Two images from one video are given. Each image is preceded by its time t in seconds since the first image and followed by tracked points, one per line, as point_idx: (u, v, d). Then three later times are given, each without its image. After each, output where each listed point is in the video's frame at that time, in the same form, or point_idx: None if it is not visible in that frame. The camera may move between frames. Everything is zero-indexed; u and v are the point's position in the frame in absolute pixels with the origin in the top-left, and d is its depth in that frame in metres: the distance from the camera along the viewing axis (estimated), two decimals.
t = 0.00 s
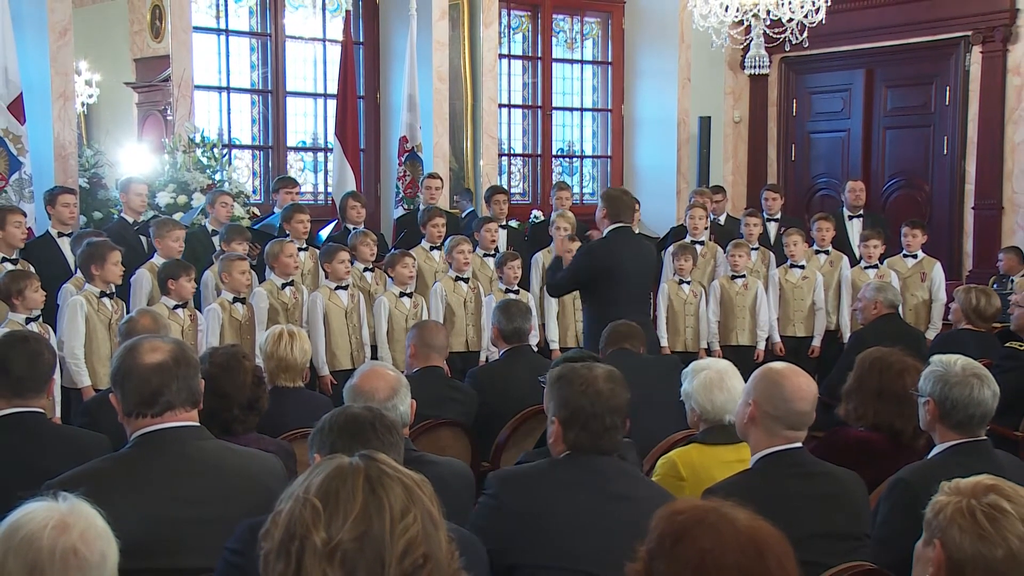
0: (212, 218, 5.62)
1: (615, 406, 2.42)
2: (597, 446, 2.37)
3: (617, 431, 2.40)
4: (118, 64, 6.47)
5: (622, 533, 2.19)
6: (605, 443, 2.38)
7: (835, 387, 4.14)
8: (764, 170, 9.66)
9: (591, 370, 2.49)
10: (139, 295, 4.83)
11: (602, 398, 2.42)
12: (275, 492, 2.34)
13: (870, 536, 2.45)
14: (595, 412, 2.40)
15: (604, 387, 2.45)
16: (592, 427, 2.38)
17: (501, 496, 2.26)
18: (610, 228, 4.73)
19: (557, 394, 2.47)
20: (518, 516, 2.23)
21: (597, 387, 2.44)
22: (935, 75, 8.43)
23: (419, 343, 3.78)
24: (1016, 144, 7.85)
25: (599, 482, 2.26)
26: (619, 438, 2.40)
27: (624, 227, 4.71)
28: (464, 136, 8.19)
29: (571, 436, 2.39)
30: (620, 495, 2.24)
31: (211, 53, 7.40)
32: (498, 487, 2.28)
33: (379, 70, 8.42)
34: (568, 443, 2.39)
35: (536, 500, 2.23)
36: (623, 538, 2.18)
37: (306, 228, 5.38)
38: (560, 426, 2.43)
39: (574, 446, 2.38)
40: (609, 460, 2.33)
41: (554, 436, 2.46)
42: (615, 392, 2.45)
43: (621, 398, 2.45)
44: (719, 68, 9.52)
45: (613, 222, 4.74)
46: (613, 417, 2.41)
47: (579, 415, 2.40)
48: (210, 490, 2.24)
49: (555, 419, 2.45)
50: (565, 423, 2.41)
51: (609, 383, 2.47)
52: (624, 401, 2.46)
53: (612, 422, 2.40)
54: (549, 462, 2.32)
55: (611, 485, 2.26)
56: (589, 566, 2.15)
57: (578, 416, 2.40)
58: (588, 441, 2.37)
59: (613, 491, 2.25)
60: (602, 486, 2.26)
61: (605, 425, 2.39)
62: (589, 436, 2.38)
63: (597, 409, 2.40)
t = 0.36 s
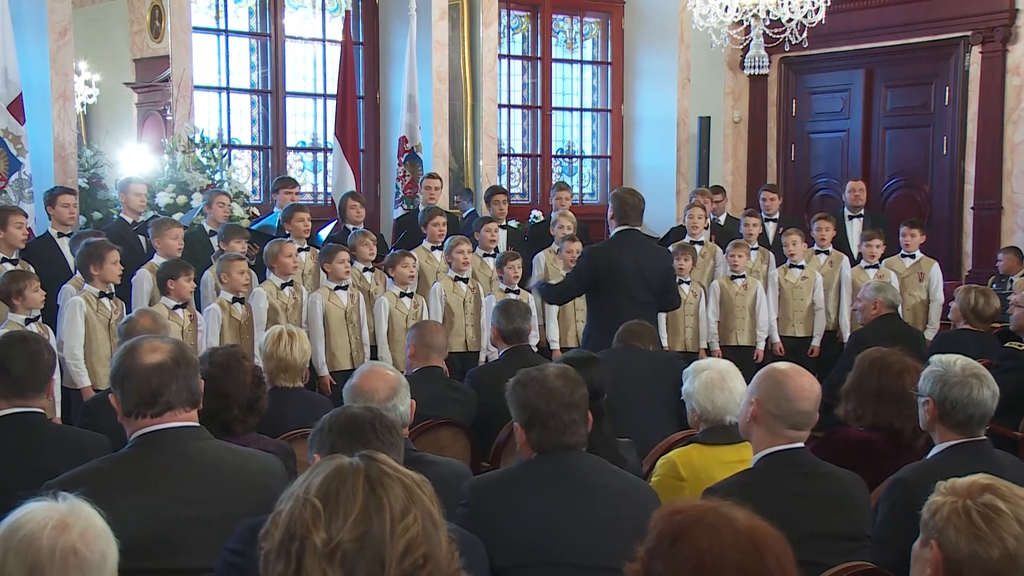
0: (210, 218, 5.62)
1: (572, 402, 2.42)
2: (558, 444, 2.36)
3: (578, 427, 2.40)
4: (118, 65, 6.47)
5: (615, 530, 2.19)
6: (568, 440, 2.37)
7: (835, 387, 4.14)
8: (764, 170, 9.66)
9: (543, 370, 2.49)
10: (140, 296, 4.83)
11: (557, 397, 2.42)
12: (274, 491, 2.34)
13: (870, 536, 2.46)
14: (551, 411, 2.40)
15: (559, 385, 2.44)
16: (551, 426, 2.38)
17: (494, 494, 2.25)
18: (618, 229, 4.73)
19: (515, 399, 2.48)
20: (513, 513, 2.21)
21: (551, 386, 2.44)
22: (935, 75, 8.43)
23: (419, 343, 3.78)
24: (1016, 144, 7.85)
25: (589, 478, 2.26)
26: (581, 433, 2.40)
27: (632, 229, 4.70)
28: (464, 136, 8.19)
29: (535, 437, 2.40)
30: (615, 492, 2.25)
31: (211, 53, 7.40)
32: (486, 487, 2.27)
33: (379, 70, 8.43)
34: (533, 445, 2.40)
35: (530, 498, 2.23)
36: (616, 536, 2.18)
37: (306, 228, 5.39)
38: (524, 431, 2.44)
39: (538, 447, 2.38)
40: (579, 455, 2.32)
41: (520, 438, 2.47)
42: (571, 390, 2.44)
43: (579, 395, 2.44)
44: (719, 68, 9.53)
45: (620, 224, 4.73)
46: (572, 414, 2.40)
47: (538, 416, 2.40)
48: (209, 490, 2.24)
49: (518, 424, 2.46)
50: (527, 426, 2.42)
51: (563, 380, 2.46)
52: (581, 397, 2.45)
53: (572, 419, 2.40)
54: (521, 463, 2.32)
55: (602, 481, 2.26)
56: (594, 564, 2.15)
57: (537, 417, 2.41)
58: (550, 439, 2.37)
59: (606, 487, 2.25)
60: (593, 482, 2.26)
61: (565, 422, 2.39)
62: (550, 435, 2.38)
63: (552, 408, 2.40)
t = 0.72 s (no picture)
0: (210, 218, 5.62)
1: (557, 404, 2.42)
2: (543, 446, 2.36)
3: (565, 428, 2.39)
4: (118, 64, 6.47)
5: (614, 531, 2.19)
6: (555, 441, 2.37)
7: (835, 388, 4.14)
8: (764, 170, 9.66)
9: (528, 373, 2.50)
10: (141, 296, 4.83)
11: (541, 399, 2.42)
12: (274, 491, 2.34)
13: (870, 536, 2.46)
14: (536, 413, 2.40)
15: (545, 388, 2.45)
16: (535, 428, 2.38)
17: (489, 496, 2.25)
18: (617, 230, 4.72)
19: (502, 402, 2.48)
20: (510, 513, 2.21)
21: (535, 388, 2.45)
22: (935, 75, 8.43)
23: (419, 343, 3.78)
24: (1016, 144, 7.85)
25: (585, 477, 2.27)
26: (568, 435, 2.40)
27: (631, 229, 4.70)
28: (464, 135, 8.18)
29: (522, 439, 2.40)
30: (612, 490, 2.25)
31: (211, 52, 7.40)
32: (480, 490, 2.26)
33: (379, 69, 8.42)
34: (520, 447, 2.40)
35: (526, 498, 2.23)
36: (615, 536, 2.19)
37: (306, 228, 5.39)
38: (511, 434, 2.44)
39: (526, 449, 2.38)
40: (567, 454, 2.32)
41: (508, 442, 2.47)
42: (557, 393, 2.44)
43: (564, 398, 2.44)
44: (719, 68, 9.54)
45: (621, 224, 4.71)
46: (558, 416, 2.40)
47: (523, 418, 2.40)
48: (208, 490, 2.24)
49: (505, 427, 2.46)
50: (514, 429, 2.42)
51: (548, 383, 2.46)
52: (566, 400, 2.45)
53: (558, 421, 2.40)
54: (510, 464, 2.32)
55: (599, 480, 2.26)
56: (594, 563, 2.16)
57: (522, 421, 2.41)
58: (536, 441, 2.37)
59: (602, 485, 2.25)
60: (590, 481, 2.26)
61: (550, 424, 2.38)
62: (536, 437, 2.38)
63: (536, 410, 2.40)
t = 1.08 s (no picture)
0: (210, 218, 5.63)
1: (569, 403, 2.42)
2: (555, 446, 2.37)
3: (576, 428, 2.40)
4: (119, 64, 6.47)
5: (616, 531, 2.19)
6: (567, 441, 2.38)
7: (835, 389, 4.15)
8: (764, 170, 9.67)
9: (540, 372, 2.50)
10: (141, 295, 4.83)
11: (553, 398, 2.42)
12: (273, 490, 2.34)
13: (870, 536, 2.46)
14: (548, 413, 2.40)
15: (556, 387, 2.45)
16: (547, 428, 2.39)
17: (488, 497, 2.25)
18: (602, 231, 4.71)
19: (514, 400, 2.48)
20: (509, 514, 2.21)
21: (547, 387, 2.45)
22: (934, 75, 8.43)
23: (419, 343, 3.78)
24: (1016, 144, 7.85)
25: (587, 477, 2.27)
26: (580, 435, 2.40)
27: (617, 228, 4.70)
28: (464, 135, 8.18)
29: (533, 438, 2.40)
30: (612, 490, 2.25)
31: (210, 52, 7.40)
32: (483, 491, 2.27)
33: (379, 69, 8.43)
34: (531, 446, 2.41)
35: (530, 499, 2.23)
36: (618, 537, 2.19)
37: (307, 227, 5.39)
38: (522, 433, 2.45)
39: (537, 449, 2.39)
40: (580, 454, 2.33)
41: (520, 440, 2.47)
42: (569, 392, 2.44)
43: (577, 397, 2.44)
44: (719, 68, 9.54)
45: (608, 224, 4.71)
46: (570, 416, 2.40)
47: (535, 418, 2.41)
48: (208, 489, 2.24)
49: (516, 426, 2.47)
50: (525, 429, 2.43)
51: (560, 383, 2.46)
52: (579, 399, 2.45)
53: (570, 421, 2.40)
54: (518, 463, 2.32)
55: (600, 480, 2.26)
56: (596, 563, 2.15)
57: (533, 420, 2.41)
58: (548, 440, 2.38)
59: (603, 485, 2.25)
60: (591, 481, 2.26)
61: (563, 424, 2.39)
62: (548, 437, 2.38)
63: (548, 410, 2.40)
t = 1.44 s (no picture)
0: (211, 218, 5.64)
1: (565, 404, 2.42)
2: (552, 447, 2.37)
3: (572, 429, 2.40)
4: (119, 64, 6.47)
5: (615, 532, 2.19)
6: (563, 442, 2.38)
7: (835, 389, 4.16)
8: (764, 169, 9.67)
9: (535, 373, 2.50)
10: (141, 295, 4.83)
11: (549, 399, 2.42)
12: (274, 490, 2.34)
13: (870, 536, 2.46)
14: (544, 413, 2.40)
15: (552, 388, 2.45)
16: (544, 429, 2.39)
17: (486, 498, 2.25)
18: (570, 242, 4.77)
19: (509, 401, 2.48)
20: (508, 514, 2.21)
21: (542, 388, 2.45)
22: (934, 75, 8.44)
23: (419, 343, 3.78)
24: (1016, 144, 7.85)
25: (586, 477, 2.26)
26: (576, 436, 2.40)
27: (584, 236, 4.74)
28: (464, 135, 8.18)
29: (528, 440, 2.40)
30: (612, 490, 2.25)
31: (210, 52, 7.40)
32: (483, 492, 2.27)
33: (379, 69, 8.43)
34: (526, 447, 2.41)
35: (530, 499, 2.23)
36: (618, 538, 2.19)
37: (306, 228, 5.39)
38: (518, 434, 2.44)
39: (533, 450, 2.39)
40: (576, 455, 2.33)
41: (516, 442, 2.47)
42: (564, 393, 2.44)
43: (573, 397, 2.45)
44: (719, 68, 9.54)
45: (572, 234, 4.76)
46: (566, 416, 2.41)
47: (531, 418, 2.41)
48: (208, 489, 2.24)
49: (511, 427, 2.46)
50: (520, 430, 2.43)
51: (555, 384, 2.46)
52: (575, 400, 2.45)
53: (566, 421, 2.40)
54: (516, 464, 2.32)
55: (599, 480, 2.26)
56: (596, 563, 2.15)
57: (530, 421, 2.41)
58: (544, 441, 2.38)
59: (603, 485, 2.25)
60: (589, 481, 2.26)
61: (559, 425, 2.39)
62: (544, 437, 2.38)
63: (544, 411, 2.41)
